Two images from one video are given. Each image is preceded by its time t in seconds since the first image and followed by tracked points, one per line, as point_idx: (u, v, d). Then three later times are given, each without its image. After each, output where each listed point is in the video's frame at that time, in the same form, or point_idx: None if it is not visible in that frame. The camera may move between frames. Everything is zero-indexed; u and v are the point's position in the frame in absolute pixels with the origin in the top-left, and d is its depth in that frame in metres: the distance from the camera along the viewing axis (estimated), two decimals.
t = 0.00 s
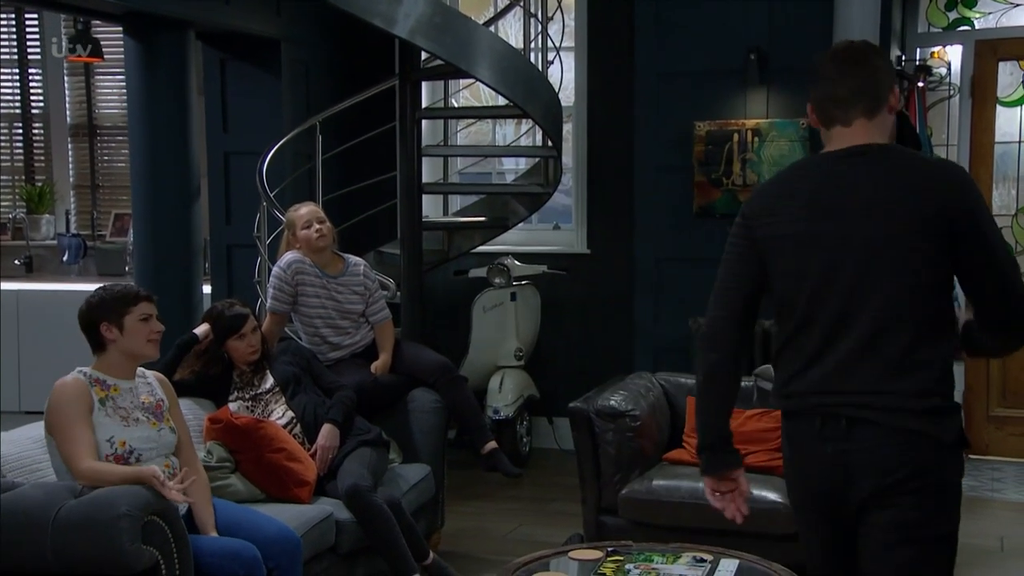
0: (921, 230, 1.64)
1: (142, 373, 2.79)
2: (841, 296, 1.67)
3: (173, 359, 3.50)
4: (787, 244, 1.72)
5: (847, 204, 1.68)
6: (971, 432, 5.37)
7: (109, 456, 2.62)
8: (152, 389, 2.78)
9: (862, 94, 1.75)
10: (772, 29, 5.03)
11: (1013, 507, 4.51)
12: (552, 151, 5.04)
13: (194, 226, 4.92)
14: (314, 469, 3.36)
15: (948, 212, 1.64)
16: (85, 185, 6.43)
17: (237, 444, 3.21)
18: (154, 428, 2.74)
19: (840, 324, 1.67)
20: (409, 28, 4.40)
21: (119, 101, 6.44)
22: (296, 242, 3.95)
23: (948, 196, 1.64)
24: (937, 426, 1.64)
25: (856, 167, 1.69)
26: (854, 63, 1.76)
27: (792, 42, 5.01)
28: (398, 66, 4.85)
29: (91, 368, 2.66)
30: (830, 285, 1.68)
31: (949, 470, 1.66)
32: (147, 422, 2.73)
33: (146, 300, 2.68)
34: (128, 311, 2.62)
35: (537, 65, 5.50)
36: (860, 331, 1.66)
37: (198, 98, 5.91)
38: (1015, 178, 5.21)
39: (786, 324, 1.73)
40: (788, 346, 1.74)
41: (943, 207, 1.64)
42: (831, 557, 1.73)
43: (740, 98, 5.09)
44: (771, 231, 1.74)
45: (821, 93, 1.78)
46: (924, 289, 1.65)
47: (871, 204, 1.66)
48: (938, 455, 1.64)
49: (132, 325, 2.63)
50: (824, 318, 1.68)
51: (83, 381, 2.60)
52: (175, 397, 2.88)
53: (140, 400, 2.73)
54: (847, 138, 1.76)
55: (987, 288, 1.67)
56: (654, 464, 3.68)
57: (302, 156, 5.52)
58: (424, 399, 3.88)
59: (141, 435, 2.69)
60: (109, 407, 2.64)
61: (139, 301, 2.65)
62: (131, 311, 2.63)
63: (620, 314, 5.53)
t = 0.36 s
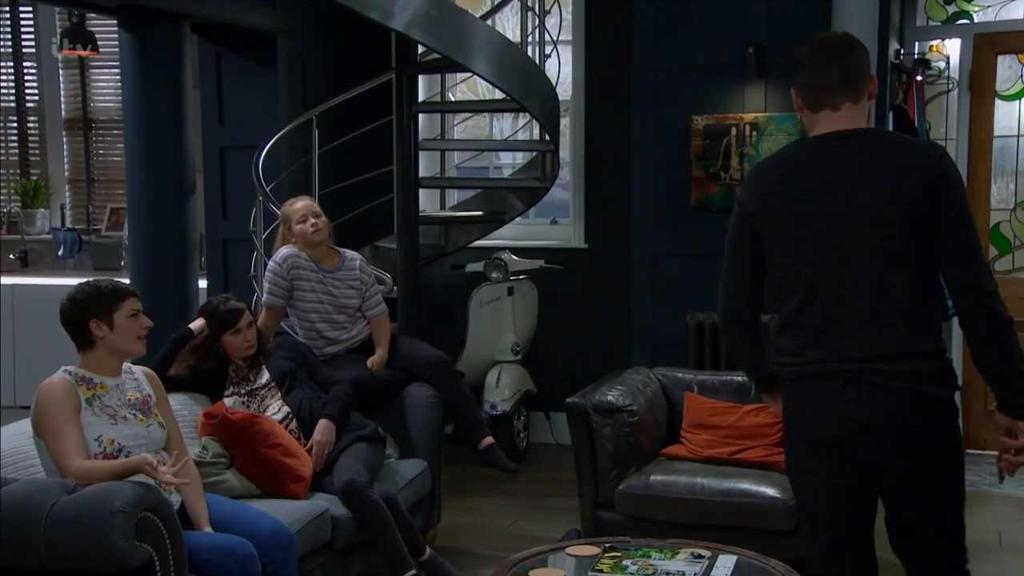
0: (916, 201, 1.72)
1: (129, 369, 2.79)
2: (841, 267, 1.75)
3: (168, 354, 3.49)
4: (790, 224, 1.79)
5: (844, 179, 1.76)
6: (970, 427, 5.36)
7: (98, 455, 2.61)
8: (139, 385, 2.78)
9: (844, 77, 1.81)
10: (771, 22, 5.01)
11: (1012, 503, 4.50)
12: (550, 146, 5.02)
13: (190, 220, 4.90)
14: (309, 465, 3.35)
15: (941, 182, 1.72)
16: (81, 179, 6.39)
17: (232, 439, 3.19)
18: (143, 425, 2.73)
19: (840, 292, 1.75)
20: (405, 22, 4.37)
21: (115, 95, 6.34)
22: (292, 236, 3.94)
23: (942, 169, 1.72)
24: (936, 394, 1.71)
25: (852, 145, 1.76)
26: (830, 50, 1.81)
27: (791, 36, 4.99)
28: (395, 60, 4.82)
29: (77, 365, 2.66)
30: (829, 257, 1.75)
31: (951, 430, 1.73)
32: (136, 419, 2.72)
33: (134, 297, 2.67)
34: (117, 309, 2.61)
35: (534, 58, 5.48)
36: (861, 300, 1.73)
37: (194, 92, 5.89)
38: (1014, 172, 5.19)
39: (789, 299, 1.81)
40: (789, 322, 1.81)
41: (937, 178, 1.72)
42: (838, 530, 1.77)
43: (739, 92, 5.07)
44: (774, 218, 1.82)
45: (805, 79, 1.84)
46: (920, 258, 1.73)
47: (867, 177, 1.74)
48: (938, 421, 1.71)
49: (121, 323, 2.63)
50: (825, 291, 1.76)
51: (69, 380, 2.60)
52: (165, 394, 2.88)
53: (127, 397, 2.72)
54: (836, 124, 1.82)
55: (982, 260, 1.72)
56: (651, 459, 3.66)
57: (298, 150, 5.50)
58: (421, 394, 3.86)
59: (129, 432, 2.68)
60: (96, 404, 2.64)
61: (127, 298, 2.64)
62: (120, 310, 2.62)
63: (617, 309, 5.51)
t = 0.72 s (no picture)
0: (917, 206, 1.83)
1: (127, 365, 2.78)
2: (842, 267, 1.84)
3: (165, 350, 3.47)
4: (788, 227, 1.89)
5: (851, 184, 1.85)
6: (969, 422, 5.34)
7: (94, 452, 2.61)
8: (137, 382, 2.76)
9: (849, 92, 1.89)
10: (771, 17, 4.99)
11: (1011, 499, 4.49)
12: (548, 141, 5.00)
13: (187, 215, 4.88)
14: (307, 461, 3.33)
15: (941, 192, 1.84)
16: (78, 174, 6.54)
17: (229, 435, 3.18)
18: (139, 422, 2.72)
19: (842, 292, 1.84)
20: (403, 15, 4.33)
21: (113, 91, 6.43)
22: (290, 232, 3.92)
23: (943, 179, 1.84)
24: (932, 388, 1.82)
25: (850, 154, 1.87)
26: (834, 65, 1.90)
27: (791, 31, 4.97)
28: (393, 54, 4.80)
29: (74, 361, 2.64)
30: (834, 256, 1.85)
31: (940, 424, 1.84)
32: (133, 416, 2.71)
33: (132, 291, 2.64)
34: (115, 305, 2.58)
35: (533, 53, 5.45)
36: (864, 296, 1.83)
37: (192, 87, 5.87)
38: (1014, 167, 5.18)
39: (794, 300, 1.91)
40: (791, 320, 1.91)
41: (938, 186, 1.83)
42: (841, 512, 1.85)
43: (738, 87, 5.05)
44: (787, 218, 1.89)
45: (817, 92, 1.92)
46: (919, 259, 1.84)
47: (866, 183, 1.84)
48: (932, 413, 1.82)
49: (119, 319, 2.60)
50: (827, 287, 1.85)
51: (65, 377, 2.58)
52: (162, 390, 2.86)
53: (124, 394, 2.71)
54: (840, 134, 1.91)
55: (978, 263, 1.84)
56: (650, 455, 3.65)
57: (296, 145, 5.48)
58: (419, 391, 3.85)
59: (125, 429, 2.68)
60: (92, 401, 2.62)
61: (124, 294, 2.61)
62: (119, 306, 2.59)
63: (616, 304, 5.50)
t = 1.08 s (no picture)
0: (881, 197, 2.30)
1: (123, 361, 2.76)
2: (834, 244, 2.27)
3: (162, 346, 3.45)
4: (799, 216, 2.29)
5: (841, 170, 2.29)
6: (969, 419, 5.33)
7: (91, 449, 2.59)
8: (134, 378, 2.75)
9: (825, 82, 2.34)
10: (771, 12, 4.97)
11: (1011, 495, 4.48)
12: (548, 137, 4.99)
13: (185, 211, 4.87)
14: (305, 458, 3.32)
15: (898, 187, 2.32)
16: (75, 170, 6.38)
17: (227, 432, 3.17)
18: (137, 419, 2.71)
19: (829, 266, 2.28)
20: (402, 11, 4.32)
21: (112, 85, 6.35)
22: (288, 228, 3.90)
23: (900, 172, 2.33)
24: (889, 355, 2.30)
25: (861, 161, 2.29)
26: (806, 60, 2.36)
27: (791, 26, 4.95)
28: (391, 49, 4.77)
29: (70, 357, 2.62)
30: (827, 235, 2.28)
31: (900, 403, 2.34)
32: (130, 413, 2.70)
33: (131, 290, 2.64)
34: (115, 303, 2.58)
35: (532, 48, 5.43)
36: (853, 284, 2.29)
37: (190, 83, 5.85)
38: (1014, 163, 5.16)
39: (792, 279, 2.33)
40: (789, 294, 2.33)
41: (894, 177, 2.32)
42: (799, 458, 2.35)
43: (738, 82, 5.03)
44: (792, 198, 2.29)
45: (805, 83, 2.35)
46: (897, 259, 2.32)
47: (864, 189, 2.28)
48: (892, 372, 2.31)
49: (118, 317, 2.60)
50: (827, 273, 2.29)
51: (61, 374, 2.56)
52: (159, 386, 2.85)
53: (121, 391, 2.70)
54: (815, 122, 2.36)
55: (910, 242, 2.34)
56: (650, 452, 3.64)
57: (295, 140, 5.46)
58: (418, 387, 3.83)
59: (123, 426, 2.66)
60: (87, 398, 2.60)
61: (124, 292, 2.61)
62: (119, 305, 2.59)
63: (615, 300, 5.48)
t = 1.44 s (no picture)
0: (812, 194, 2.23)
1: (120, 359, 2.75)
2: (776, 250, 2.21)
3: (159, 344, 3.44)
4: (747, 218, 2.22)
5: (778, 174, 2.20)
6: (969, 416, 5.33)
7: (86, 448, 2.57)
8: (130, 376, 2.74)
9: (769, 97, 2.22)
10: (771, 8, 4.95)
11: (1011, 493, 4.47)
12: (547, 134, 4.97)
13: (183, 209, 4.85)
14: (303, 456, 3.31)
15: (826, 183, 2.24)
16: (73, 167, 6.36)
17: (225, 430, 3.15)
18: (133, 418, 2.69)
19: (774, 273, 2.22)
20: (400, 7, 4.26)
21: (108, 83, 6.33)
22: (286, 225, 3.89)
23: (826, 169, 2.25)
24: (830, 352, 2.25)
25: (799, 162, 2.21)
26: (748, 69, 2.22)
27: (791, 22, 4.92)
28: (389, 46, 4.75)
29: (65, 356, 2.61)
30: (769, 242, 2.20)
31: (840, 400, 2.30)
32: (126, 412, 2.68)
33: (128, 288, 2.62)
34: (113, 302, 2.57)
35: (532, 44, 5.41)
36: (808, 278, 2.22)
37: (189, 79, 5.83)
38: (1014, 159, 5.14)
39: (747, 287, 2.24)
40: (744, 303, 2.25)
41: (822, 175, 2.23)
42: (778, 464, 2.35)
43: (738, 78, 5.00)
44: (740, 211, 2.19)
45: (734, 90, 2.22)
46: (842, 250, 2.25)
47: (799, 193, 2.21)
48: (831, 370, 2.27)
49: (116, 317, 2.58)
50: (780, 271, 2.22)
51: (57, 372, 2.55)
52: (156, 384, 2.83)
53: (118, 389, 2.68)
54: (760, 133, 2.23)
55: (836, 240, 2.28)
56: (650, 450, 3.62)
57: (293, 137, 5.45)
58: (416, 384, 3.81)
59: (119, 425, 2.64)
60: (84, 397, 2.59)
61: (122, 290, 2.59)
62: (117, 304, 2.57)
63: (614, 297, 5.47)
